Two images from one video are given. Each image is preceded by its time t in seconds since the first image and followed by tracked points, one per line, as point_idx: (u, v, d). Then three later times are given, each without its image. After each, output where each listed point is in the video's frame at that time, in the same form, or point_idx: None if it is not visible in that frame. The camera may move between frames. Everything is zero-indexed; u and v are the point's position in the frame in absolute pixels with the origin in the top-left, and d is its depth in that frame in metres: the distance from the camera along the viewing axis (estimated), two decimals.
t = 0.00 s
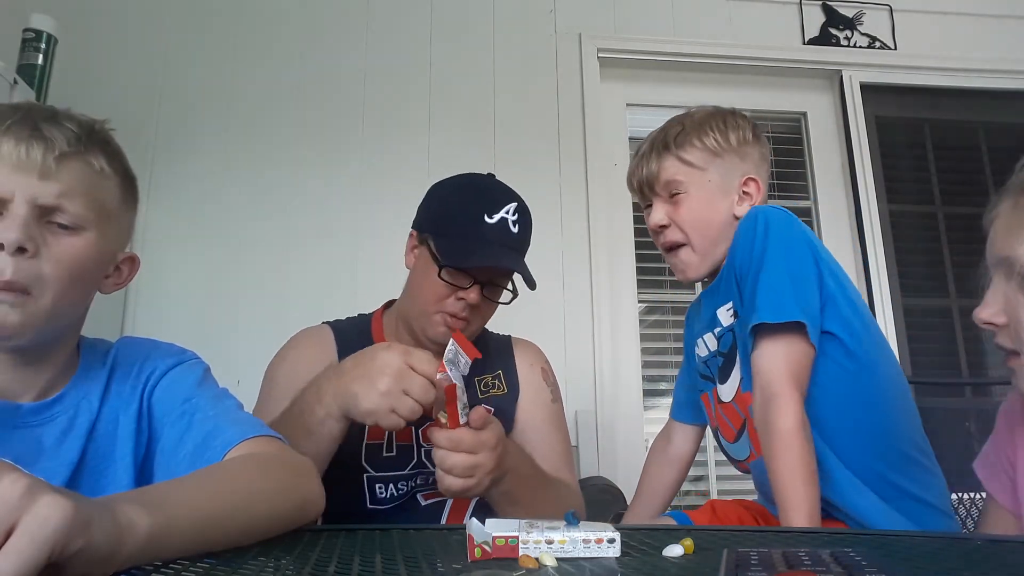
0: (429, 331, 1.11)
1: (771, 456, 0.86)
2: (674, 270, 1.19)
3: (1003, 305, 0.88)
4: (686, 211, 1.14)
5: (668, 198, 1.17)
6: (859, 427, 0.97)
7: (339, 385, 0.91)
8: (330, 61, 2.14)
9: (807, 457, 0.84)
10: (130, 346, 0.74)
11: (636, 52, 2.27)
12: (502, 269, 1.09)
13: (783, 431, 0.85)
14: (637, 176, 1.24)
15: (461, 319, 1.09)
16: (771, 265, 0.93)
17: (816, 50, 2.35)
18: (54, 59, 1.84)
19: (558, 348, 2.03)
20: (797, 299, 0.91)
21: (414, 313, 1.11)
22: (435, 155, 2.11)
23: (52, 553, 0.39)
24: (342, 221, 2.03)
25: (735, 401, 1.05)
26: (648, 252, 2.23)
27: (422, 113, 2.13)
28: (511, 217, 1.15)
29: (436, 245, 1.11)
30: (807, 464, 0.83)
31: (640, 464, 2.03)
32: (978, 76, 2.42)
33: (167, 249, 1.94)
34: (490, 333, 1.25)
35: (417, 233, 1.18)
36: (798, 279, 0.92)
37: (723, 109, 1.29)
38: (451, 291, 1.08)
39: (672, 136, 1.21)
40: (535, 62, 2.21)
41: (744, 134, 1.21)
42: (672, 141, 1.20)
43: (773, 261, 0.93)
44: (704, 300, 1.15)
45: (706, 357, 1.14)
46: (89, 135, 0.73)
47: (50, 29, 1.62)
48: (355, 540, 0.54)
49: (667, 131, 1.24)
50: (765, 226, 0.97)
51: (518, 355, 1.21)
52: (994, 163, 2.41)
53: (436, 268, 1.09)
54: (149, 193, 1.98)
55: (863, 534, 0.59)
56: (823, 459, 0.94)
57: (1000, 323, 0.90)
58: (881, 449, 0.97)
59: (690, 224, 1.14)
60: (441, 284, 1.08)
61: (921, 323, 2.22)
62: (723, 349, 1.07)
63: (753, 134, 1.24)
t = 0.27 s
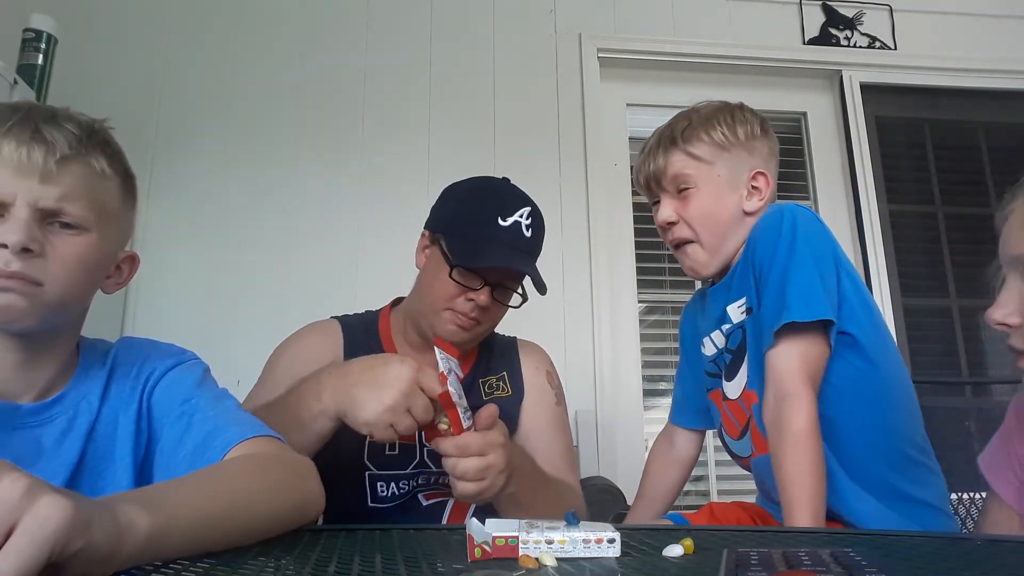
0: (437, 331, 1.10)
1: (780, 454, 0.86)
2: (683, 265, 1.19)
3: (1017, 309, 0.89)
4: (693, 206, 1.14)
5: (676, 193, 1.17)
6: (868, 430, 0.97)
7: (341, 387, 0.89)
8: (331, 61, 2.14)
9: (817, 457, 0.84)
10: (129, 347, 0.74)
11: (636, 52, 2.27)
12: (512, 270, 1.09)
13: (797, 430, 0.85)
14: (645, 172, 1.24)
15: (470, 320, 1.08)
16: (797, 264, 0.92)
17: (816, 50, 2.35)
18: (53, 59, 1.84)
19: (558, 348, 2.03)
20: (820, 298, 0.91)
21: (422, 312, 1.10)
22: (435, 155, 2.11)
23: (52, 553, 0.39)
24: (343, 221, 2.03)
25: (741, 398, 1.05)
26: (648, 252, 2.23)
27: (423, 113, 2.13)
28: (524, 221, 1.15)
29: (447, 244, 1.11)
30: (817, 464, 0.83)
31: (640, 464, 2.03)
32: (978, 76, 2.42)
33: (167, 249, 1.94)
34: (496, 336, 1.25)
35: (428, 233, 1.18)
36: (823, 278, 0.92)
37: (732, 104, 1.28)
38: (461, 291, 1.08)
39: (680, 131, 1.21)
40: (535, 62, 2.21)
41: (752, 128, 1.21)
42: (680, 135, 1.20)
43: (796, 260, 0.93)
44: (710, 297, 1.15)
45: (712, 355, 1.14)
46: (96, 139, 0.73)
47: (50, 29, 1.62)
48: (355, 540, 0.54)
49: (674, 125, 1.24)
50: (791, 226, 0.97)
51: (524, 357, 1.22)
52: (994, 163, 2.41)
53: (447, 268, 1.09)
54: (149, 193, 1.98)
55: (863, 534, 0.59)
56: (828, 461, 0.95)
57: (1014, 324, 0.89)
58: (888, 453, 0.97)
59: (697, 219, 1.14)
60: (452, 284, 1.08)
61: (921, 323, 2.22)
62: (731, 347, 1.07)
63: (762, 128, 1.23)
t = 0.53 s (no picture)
0: (440, 330, 1.10)
1: (785, 455, 0.86)
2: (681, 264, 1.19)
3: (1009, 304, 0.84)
4: (689, 204, 1.14)
5: (671, 192, 1.17)
6: (870, 431, 0.97)
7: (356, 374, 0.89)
8: (331, 61, 2.14)
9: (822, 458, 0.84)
10: (129, 347, 0.74)
11: (636, 52, 2.27)
12: (513, 264, 1.10)
13: (803, 431, 0.85)
14: (640, 171, 1.24)
15: (472, 318, 1.08)
16: (805, 264, 0.92)
17: (816, 50, 2.35)
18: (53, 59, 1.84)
19: (558, 348, 2.03)
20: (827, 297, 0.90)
21: (425, 311, 1.10)
22: (436, 155, 2.11)
23: (52, 554, 0.39)
24: (343, 221, 2.03)
25: (744, 399, 1.04)
26: (648, 252, 2.23)
27: (423, 113, 2.13)
28: (524, 216, 1.15)
29: (447, 242, 1.11)
30: (822, 465, 0.83)
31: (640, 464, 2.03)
32: (978, 76, 2.42)
33: (167, 249, 1.94)
34: (500, 335, 1.25)
35: (429, 233, 1.18)
36: (831, 280, 0.92)
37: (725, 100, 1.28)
38: (462, 288, 1.08)
39: (673, 129, 1.21)
40: (535, 61, 2.21)
41: (746, 124, 1.20)
42: (673, 134, 1.21)
43: (804, 260, 0.93)
44: (711, 296, 1.14)
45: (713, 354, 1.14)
46: (96, 140, 0.73)
47: (50, 29, 1.62)
48: (355, 540, 0.54)
49: (667, 124, 1.24)
50: (798, 226, 0.97)
51: (529, 357, 1.22)
52: (994, 163, 2.41)
53: (447, 266, 1.09)
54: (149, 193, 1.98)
55: (863, 534, 0.59)
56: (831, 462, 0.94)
57: (1007, 322, 0.84)
58: (889, 455, 0.97)
59: (694, 217, 1.14)
60: (453, 281, 1.08)
61: (921, 323, 2.22)
62: (733, 347, 1.07)
63: (756, 123, 1.23)
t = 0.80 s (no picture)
0: (444, 330, 1.10)
1: (786, 455, 0.86)
2: (679, 262, 1.19)
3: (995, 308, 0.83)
4: (688, 203, 1.14)
5: (671, 190, 1.17)
6: (870, 432, 0.97)
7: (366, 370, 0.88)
8: (331, 61, 2.14)
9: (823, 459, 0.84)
10: (129, 347, 0.74)
11: (636, 52, 2.27)
12: (518, 260, 1.10)
13: (804, 431, 0.85)
14: (641, 169, 1.24)
15: (475, 317, 1.08)
16: (810, 265, 0.92)
17: (816, 50, 2.35)
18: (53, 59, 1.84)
19: (558, 348, 2.03)
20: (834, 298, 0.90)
21: (429, 311, 1.11)
22: (436, 155, 2.11)
23: (52, 553, 0.39)
24: (343, 221, 2.03)
25: (743, 398, 1.04)
26: (648, 252, 2.23)
27: (423, 113, 2.13)
28: (528, 212, 1.15)
29: (451, 240, 1.11)
30: (823, 466, 0.83)
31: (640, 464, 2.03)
32: (978, 76, 2.42)
33: (167, 249, 1.94)
34: (504, 334, 1.25)
35: (433, 232, 1.18)
36: (835, 280, 0.92)
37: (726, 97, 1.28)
38: (467, 287, 1.08)
39: (673, 126, 1.21)
40: (535, 61, 2.21)
41: (747, 121, 1.20)
42: (673, 131, 1.21)
43: (810, 259, 0.92)
44: (710, 295, 1.14)
45: (712, 354, 1.14)
46: (97, 140, 0.73)
47: (50, 29, 1.62)
48: (355, 540, 0.54)
49: (668, 121, 1.24)
50: (802, 227, 0.97)
51: (532, 357, 1.22)
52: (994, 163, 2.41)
53: (451, 264, 1.10)
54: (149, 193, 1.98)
55: (863, 534, 0.59)
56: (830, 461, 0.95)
57: (991, 324, 0.84)
58: (889, 455, 0.97)
59: (693, 215, 1.14)
60: (457, 280, 1.09)
61: (921, 323, 2.22)
62: (733, 346, 1.07)
63: (757, 121, 1.23)
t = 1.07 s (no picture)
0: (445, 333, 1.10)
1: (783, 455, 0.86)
2: (681, 260, 1.19)
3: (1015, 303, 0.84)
4: (691, 200, 1.15)
5: (674, 187, 1.18)
6: (868, 433, 0.97)
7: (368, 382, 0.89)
8: (331, 61, 2.14)
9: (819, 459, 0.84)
10: (128, 347, 0.74)
11: (636, 52, 2.27)
12: (522, 267, 1.10)
13: (800, 431, 0.85)
14: (646, 165, 1.25)
15: (477, 320, 1.09)
16: (809, 266, 0.92)
17: (816, 50, 2.35)
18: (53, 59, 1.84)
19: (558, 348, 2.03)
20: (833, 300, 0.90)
21: (431, 313, 1.11)
22: (436, 155, 2.11)
23: (51, 553, 0.39)
24: (342, 221, 2.03)
25: (742, 398, 1.04)
26: (648, 252, 2.23)
27: (423, 113, 2.13)
28: (533, 216, 1.14)
29: (455, 242, 1.12)
30: (819, 466, 0.83)
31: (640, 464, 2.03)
32: (978, 76, 2.42)
33: (167, 249, 1.94)
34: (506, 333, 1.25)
35: (436, 231, 1.18)
36: (834, 282, 0.92)
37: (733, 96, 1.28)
38: (470, 290, 1.09)
39: (679, 123, 1.21)
40: (535, 61, 2.21)
41: (753, 120, 1.20)
42: (679, 127, 1.21)
43: (809, 261, 0.93)
44: (713, 296, 1.15)
45: (713, 354, 1.14)
46: (96, 139, 0.73)
47: (50, 29, 1.62)
48: (355, 540, 0.54)
49: (674, 118, 1.24)
50: (803, 228, 0.97)
51: (535, 358, 1.21)
52: (994, 163, 2.41)
53: (455, 268, 1.10)
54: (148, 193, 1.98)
55: (863, 534, 0.59)
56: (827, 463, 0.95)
57: (1010, 320, 0.84)
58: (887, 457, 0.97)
59: (695, 213, 1.14)
60: (460, 283, 1.09)
61: (921, 323, 2.22)
62: (732, 346, 1.07)
63: (763, 120, 1.23)
